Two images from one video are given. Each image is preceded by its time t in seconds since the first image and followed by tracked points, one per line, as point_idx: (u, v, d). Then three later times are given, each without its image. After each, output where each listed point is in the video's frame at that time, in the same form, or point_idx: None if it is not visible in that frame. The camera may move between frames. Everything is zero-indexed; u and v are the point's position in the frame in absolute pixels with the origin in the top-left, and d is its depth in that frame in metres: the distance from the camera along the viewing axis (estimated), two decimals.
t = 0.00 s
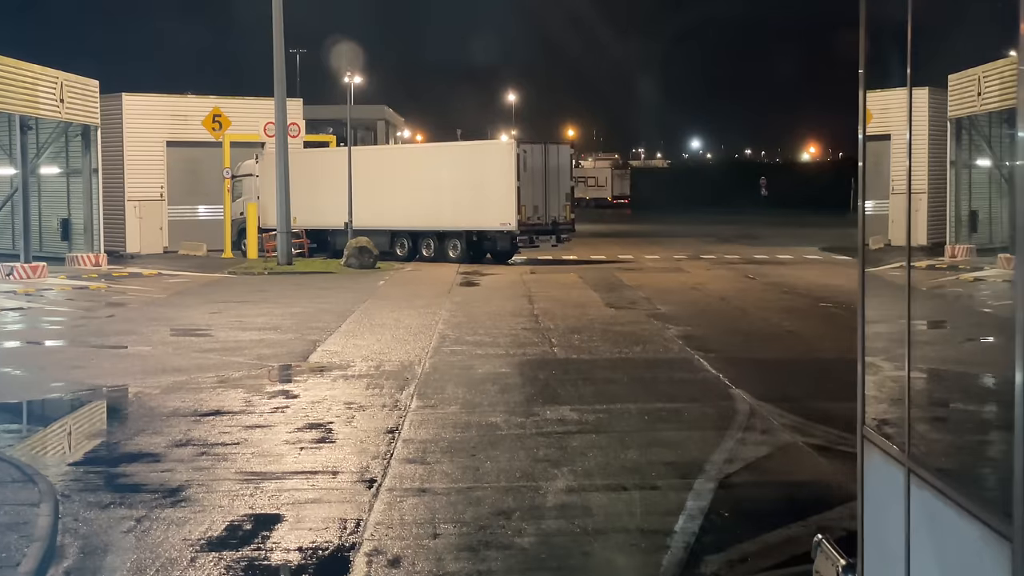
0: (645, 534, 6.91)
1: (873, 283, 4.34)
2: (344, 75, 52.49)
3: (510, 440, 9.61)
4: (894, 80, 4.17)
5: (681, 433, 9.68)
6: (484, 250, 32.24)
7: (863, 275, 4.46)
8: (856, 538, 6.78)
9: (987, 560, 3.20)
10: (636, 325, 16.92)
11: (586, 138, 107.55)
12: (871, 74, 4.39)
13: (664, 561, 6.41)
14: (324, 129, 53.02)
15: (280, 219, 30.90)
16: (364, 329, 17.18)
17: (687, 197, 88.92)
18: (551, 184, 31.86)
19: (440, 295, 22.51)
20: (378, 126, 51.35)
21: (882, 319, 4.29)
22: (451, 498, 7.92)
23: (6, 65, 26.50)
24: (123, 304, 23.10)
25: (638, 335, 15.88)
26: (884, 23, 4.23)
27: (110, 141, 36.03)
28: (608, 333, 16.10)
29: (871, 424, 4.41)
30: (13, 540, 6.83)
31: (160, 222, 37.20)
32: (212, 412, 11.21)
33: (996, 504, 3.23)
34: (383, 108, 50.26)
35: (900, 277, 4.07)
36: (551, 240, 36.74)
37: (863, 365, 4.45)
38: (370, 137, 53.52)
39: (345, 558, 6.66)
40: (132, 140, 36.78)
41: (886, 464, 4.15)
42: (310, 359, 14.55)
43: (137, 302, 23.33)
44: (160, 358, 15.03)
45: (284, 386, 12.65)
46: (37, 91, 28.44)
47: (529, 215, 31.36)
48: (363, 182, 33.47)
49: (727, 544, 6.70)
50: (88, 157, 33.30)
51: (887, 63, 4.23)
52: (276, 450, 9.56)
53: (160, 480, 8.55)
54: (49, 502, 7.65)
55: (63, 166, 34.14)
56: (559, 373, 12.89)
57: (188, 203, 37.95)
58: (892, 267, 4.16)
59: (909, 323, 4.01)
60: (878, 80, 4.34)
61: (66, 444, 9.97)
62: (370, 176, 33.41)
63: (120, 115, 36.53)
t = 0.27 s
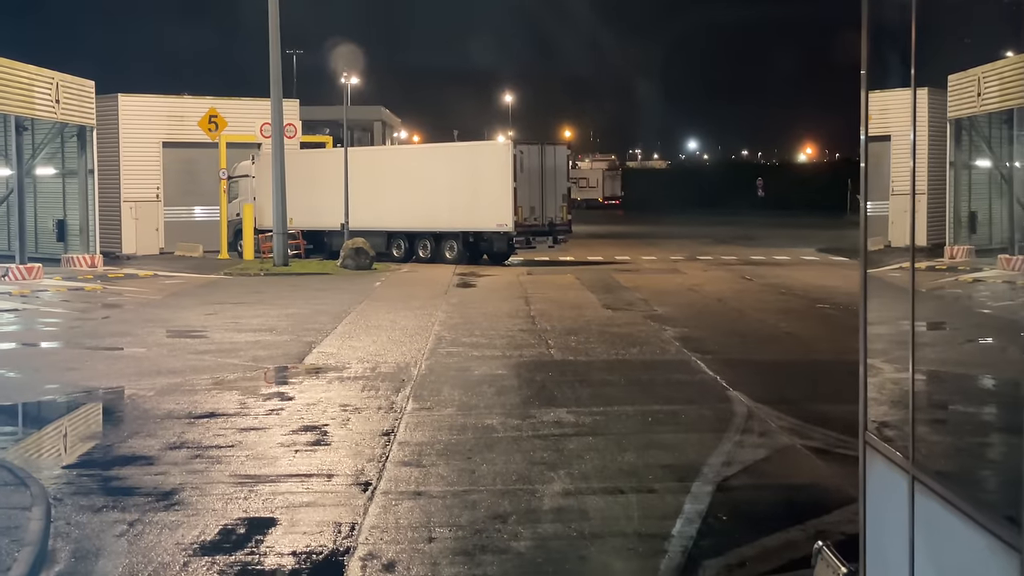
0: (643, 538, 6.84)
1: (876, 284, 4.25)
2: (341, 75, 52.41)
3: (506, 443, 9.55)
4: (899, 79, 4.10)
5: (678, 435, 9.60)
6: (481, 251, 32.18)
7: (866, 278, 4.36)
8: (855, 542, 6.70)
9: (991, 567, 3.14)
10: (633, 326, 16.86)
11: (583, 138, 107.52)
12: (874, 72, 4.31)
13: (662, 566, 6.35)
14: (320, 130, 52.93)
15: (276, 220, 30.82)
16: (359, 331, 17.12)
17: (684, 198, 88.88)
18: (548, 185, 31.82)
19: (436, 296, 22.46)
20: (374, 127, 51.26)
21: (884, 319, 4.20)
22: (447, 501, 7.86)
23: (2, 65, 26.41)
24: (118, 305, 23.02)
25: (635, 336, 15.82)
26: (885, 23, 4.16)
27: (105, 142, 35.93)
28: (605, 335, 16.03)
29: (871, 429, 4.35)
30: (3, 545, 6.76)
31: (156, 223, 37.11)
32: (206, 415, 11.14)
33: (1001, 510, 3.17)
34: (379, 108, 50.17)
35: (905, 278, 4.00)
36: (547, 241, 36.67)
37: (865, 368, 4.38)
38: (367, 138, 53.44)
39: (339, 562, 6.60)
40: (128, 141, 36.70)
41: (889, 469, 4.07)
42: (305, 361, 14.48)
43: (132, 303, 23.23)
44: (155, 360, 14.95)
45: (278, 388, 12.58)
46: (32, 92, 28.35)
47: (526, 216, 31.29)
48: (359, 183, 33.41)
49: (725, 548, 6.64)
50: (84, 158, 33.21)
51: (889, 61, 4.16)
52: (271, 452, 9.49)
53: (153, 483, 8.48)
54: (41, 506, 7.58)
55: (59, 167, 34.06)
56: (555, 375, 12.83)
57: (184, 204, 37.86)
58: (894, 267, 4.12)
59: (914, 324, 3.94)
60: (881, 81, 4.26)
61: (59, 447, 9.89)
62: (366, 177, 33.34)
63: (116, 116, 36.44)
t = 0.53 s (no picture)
0: (641, 543, 6.81)
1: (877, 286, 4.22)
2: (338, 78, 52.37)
3: (503, 447, 9.51)
4: (899, 79, 4.08)
5: (677, 439, 9.58)
6: (478, 254, 32.14)
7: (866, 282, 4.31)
8: (855, 547, 6.67)
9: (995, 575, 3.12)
10: (631, 330, 16.83)
11: (581, 141, 107.51)
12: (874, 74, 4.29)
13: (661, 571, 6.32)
14: (317, 133, 52.89)
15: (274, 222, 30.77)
16: (356, 334, 17.07)
17: (681, 201, 88.86)
18: (547, 188, 31.81)
19: (433, 299, 22.42)
20: (372, 129, 51.22)
21: (886, 323, 4.16)
22: (444, 505, 7.83)
23: None
24: (114, 309, 22.97)
25: (632, 339, 15.80)
26: (886, 24, 4.12)
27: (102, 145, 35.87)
28: (603, 338, 16.00)
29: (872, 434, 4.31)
30: None
31: (153, 226, 37.05)
32: (203, 418, 11.10)
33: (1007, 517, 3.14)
34: (377, 111, 50.14)
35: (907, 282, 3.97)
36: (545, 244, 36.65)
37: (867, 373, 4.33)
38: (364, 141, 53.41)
39: (337, 567, 6.57)
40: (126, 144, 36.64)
41: (889, 475, 4.03)
42: (301, 365, 14.43)
43: (129, 306, 23.19)
44: (151, 363, 14.90)
45: (275, 392, 12.53)
46: (29, 95, 28.30)
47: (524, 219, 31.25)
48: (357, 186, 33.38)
49: (724, 553, 6.60)
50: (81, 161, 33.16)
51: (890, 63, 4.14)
52: (267, 456, 9.46)
53: (148, 488, 8.43)
54: (36, 511, 7.54)
55: (56, 170, 34.01)
56: (553, 378, 12.79)
57: (181, 207, 37.81)
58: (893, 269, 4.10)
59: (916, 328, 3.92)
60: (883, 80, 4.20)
61: (54, 451, 9.84)
62: (364, 180, 33.31)
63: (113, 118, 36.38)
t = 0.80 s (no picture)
0: (639, 547, 6.83)
1: (875, 290, 4.25)
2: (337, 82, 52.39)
3: (502, 451, 9.52)
4: (896, 82, 4.09)
5: (675, 443, 9.59)
6: (477, 258, 32.14)
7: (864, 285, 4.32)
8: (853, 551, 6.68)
9: None
10: (630, 333, 16.85)
11: (580, 144, 107.56)
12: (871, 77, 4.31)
13: None
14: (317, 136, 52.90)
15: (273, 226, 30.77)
16: (356, 337, 17.08)
17: (680, 204, 88.89)
18: (546, 191, 31.83)
19: (432, 303, 22.42)
20: (371, 133, 51.23)
21: (883, 326, 4.18)
22: (443, 509, 7.84)
23: None
24: (114, 312, 22.97)
25: (631, 343, 15.81)
26: (883, 28, 4.13)
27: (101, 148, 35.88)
28: (602, 341, 16.01)
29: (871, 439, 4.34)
30: None
31: (152, 230, 37.05)
32: (202, 422, 11.10)
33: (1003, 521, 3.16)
34: (376, 115, 50.16)
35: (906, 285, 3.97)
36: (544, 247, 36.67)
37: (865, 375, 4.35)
38: (363, 144, 53.42)
39: (335, 571, 6.57)
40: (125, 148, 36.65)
41: (887, 481, 4.05)
42: (300, 368, 14.44)
43: (128, 310, 23.19)
44: (150, 367, 14.91)
45: (274, 396, 12.54)
46: (29, 99, 28.33)
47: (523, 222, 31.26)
48: (356, 189, 33.40)
49: (722, 558, 6.61)
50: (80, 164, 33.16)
51: (885, 67, 4.15)
52: (266, 460, 9.46)
53: (147, 491, 8.44)
54: (36, 515, 7.55)
55: (55, 174, 34.01)
56: (552, 382, 12.79)
57: (181, 210, 37.81)
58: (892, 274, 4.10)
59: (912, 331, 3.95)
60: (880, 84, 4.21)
61: (53, 455, 9.84)
62: (362, 184, 33.32)
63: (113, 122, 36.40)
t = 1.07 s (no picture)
0: (638, 553, 6.85)
1: (872, 296, 4.29)
2: (336, 86, 52.40)
3: (499, 457, 9.55)
4: (893, 90, 4.14)
5: (673, 449, 9.62)
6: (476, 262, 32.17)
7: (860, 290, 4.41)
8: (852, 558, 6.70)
9: None
10: (628, 338, 16.88)
11: (579, 149, 107.60)
12: (869, 85, 4.34)
13: None
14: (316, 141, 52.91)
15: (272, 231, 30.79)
16: (354, 343, 17.10)
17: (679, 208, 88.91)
18: (545, 196, 31.86)
19: (430, 308, 22.44)
20: (370, 137, 51.25)
21: (880, 332, 4.26)
22: (442, 515, 7.86)
23: None
24: (113, 317, 22.98)
25: (629, 348, 15.84)
26: (880, 38, 4.20)
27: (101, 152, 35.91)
28: (600, 346, 16.03)
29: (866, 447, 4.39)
30: None
31: (152, 234, 37.07)
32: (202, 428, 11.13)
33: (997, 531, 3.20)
34: (375, 119, 50.17)
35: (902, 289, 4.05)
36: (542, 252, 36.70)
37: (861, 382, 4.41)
38: (362, 148, 53.43)
39: None
40: (124, 152, 36.68)
41: (882, 489, 4.10)
42: (299, 374, 14.46)
43: (128, 315, 23.20)
44: (149, 373, 14.93)
45: (274, 401, 12.56)
46: (28, 104, 28.35)
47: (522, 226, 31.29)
48: (355, 194, 33.44)
49: (720, 564, 6.64)
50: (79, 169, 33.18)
51: (884, 74, 4.18)
52: (265, 466, 9.48)
53: (145, 498, 8.45)
54: (35, 521, 7.57)
55: (55, 178, 34.03)
56: (551, 388, 12.82)
57: (180, 215, 37.83)
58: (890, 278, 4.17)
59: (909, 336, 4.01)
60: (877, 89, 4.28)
61: (52, 461, 9.86)
62: (361, 189, 33.35)
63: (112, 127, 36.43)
